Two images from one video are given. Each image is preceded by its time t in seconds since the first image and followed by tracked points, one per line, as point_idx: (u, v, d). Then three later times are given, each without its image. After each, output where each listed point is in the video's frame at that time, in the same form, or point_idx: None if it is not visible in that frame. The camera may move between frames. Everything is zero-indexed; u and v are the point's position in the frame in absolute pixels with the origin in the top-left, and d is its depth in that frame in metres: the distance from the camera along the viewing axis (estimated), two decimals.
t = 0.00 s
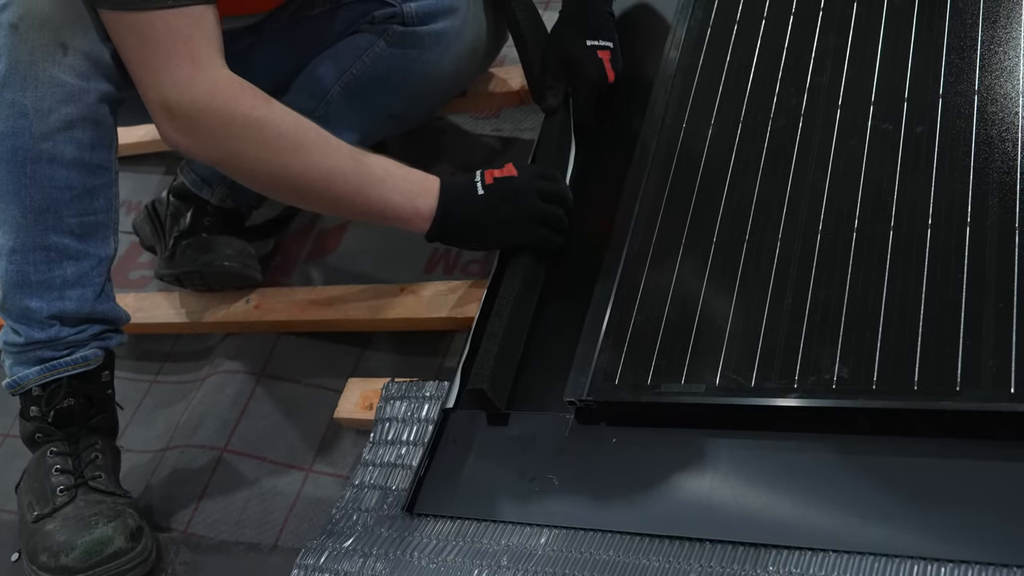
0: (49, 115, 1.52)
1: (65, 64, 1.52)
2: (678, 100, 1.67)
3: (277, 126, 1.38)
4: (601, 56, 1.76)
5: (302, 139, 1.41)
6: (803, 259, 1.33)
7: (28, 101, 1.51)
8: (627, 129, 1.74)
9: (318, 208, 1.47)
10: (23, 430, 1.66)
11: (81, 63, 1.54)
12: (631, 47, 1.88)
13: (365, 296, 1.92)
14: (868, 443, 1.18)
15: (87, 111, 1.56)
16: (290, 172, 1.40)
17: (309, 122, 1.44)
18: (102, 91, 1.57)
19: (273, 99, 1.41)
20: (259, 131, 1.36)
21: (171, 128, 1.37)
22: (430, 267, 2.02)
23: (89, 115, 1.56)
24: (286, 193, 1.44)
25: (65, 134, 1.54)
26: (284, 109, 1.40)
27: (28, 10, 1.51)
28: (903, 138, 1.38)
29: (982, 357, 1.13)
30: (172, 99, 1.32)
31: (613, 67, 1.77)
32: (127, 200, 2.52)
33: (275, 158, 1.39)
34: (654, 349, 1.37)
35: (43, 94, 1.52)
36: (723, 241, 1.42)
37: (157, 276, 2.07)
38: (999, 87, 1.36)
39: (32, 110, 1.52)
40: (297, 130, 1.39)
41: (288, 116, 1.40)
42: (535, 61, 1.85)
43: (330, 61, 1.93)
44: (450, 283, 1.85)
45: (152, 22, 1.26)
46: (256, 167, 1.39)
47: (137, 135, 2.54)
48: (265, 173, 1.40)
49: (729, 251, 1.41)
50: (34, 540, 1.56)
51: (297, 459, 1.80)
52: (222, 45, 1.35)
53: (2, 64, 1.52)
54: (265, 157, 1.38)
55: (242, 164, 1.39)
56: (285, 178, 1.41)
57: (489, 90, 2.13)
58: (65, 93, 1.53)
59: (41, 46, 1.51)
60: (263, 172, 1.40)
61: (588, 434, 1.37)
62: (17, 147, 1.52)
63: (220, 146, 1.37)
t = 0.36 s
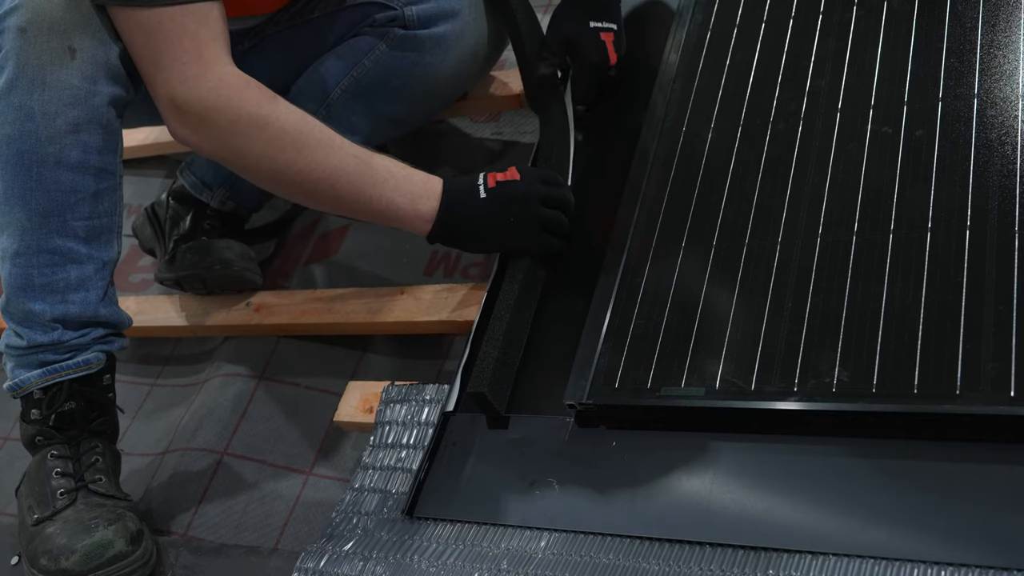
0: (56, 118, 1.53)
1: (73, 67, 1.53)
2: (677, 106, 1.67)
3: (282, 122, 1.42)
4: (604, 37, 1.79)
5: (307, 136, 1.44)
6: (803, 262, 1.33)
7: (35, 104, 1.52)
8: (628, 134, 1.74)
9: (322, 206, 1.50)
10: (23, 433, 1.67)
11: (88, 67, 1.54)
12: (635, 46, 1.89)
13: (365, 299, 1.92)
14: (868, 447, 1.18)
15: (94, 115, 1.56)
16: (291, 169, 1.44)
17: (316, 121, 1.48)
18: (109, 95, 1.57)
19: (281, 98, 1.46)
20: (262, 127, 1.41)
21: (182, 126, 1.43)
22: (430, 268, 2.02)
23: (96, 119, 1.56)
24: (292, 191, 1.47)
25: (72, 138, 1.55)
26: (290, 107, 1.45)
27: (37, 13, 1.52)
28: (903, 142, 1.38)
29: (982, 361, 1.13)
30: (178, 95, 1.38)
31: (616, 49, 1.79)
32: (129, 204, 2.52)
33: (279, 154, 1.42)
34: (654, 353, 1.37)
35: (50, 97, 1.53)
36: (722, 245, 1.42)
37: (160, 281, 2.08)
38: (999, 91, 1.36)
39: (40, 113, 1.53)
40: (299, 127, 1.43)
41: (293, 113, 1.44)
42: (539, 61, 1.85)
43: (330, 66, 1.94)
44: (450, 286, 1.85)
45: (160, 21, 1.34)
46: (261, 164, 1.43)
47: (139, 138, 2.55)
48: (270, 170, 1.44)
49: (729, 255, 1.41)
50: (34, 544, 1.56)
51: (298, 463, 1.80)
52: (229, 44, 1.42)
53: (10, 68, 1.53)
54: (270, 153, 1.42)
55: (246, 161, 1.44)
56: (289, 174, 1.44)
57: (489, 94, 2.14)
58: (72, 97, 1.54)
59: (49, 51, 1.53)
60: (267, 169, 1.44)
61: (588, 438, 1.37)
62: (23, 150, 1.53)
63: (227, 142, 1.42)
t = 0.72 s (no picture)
0: (66, 124, 1.53)
1: (85, 73, 1.54)
2: (676, 110, 1.67)
3: (287, 117, 1.44)
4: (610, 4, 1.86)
5: (312, 132, 1.46)
6: (803, 267, 1.33)
7: (45, 109, 1.52)
8: (628, 138, 1.74)
9: (324, 200, 1.53)
10: (23, 437, 1.67)
11: (100, 72, 1.55)
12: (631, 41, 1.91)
13: (365, 303, 1.92)
14: (869, 452, 1.18)
15: (104, 120, 1.56)
16: (293, 161, 1.46)
17: (322, 116, 1.50)
18: (120, 100, 1.59)
19: (288, 93, 1.48)
20: (266, 120, 1.44)
21: (189, 118, 1.47)
22: (430, 273, 2.03)
23: (106, 125, 1.57)
24: (296, 185, 1.50)
25: (82, 143, 1.55)
26: (297, 102, 1.47)
27: (49, 19, 1.53)
28: (903, 146, 1.38)
29: (982, 365, 1.13)
30: (185, 85, 1.42)
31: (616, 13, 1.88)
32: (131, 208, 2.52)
33: (283, 148, 1.45)
34: (654, 357, 1.37)
35: (60, 103, 1.53)
36: (722, 249, 1.42)
37: (161, 285, 2.08)
38: (998, 95, 1.36)
39: (50, 118, 1.53)
40: (303, 121, 1.46)
41: (299, 109, 1.46)
42: (540, 62, 1.84)
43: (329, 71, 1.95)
44: (450, 291, 1.85)
45: (167, 13, 1.37)
46: (266, 158, 1.46)
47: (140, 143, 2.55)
48: (274, 164, 1.47)
49: (729, 259, 1.41)
50: (34, 548, 1.56)
51: (298, 468, 1.79)
52: (237, 37, 1.44)
53: (21, 74, 1.53)
54: (274, 147, 1.45)
55: (250, 153, 1.47)
56: (293, 168, 1.47)
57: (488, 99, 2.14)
58: (83, 102, 1.54)
59: (61, 57, 1.53)
60: (270, 161, 1.47)
61: (588, 443, 1.37)
62: (33, 155, 1.53)
63: (232, 135, 1.45)
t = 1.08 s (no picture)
0: (69, 135, 1.54)
1: (89, 85, 1.56)
2: (676, 120, 1.68)
3: (287, 120, 1.46)
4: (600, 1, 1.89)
5: (311, 135, 1.47)
6: (802, 278, 1.34)
7: (48, 120, 1.53)
8: (628, 148, 1.75)
9: (323, 205, 1.53)
10: (23, 447, 1.67)
11: (103, 84, 1.57)
12: (628, 42, 1.92)
13: (365, 313, 1.92)
14: (869, 462, 1.18)
15: (107, 132, 1.57)
16: (292, 164, 1.47)
17: (320, 121, 1.51)
18: (123, 113, 1.60)
19: (288, 97, 1.50)
20: (266, 122, 1.44)
21: (188, 120, 1.47)
22: (430, 283, 2.03)
23: (108, 136, 1.58)
24: (293, 188, 1.50)
25: (85, 154, 1.55)
26: (296, 106, 1.48)
27: (53, 31, 1.54)
28: (901, 157, 1.39)
29: (981, 376, 1.13)
30: (185, 86, 1.42)
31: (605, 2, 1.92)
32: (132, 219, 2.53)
33: (282, 150, 1.46)
34: (654, 368, 1.37)
35: (63, 114, 1.54)
36: (722, 260, 1.42)
37: (161, 295, 2.08)
38: (997, 106, 1.36)
39: (53, 129, 1.53)
40: (303, 124, 1.47)
41: (298, 112, 1.48)
42: (541, 70, 1.84)
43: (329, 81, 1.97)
44: (450, 301, 1.85)
45: (170, 13, 1.39)
46: (264, 160, 1.47)
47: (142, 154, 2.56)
48: (272, 166, 1.47)
49: (728, 270, 1.41)
50: (33, 557, 1.56)
51: (297, 478, 1.79)
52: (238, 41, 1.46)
53: (24, 86, 1.54)
54: (272, 150, 1.46)
55: (250, 155, 1.47)
56: (291, 171, 1.47)
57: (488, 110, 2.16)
58: (85, 114, 1.55)
59: (64, 69, 1.54)
60: (269, 164, 1.47)
61: (588, 453, 1.36)
62: (36, 166, 1.53)
63: (231, 137, 1.45)
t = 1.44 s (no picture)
0: (77, 152, 1.55)
1: (97, 103, 1.56)
2: (675, 136, 1.68)
3: (290, 133, 1.50)
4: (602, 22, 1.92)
5: (314, 147, 1.51)
6: (802, 295, 1.34)
7: (57, 137, 1.54)
8: (628, 164, 1.75)
9: (327, 217, 1.56)
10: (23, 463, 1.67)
11: (112, 101, 1.57)
12: (630, 57, 1.93)
13: (365, 330, 1.93)
14: (869, 480, 1.17)
15: (115, 150, 1.58)
16: (296, 176, 1.51)
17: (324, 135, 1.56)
18: (130, 130, 1.60)
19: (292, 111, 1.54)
20: (269, 135, 1.49)
21: (193, 134, 1.52)
22: (430, 298, 2.04)
23: (116, 153, 1.58)
24: (296, 201, 1.54)
25: (92, 172, 1.56)
26: (300, 119, 1.53)
27: (63, 49, 1.56)
28: (899, 174, 1.39)
29: (980, 393, 1.13)
30: (191, 100, 1.47)
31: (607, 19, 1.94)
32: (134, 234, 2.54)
33: (285, 163, 1.50)
34: (653, 385, 1.37)
35: (72, 131, 1.55)
36: (721, 276, 1.43)
37: (162, 311, 2.09)
38: (995, 123, 1.37)
39: (60, 146, 1.55)
40: (306, 137, 1.51)
41: (302, 125, 1.52)
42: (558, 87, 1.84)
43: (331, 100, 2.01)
44: (450, 317, 1.86)
45: (177, 29, 1.45)
46: (267, 172, 1.51)
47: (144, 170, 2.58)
48: (275, 178, 1.51)
49: (727, 286, 1.41)
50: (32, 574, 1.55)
51: (298, 494, 1.79)
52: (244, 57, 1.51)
53: (34, 102, 1.56)
54: (275, 162, 1.50)
55: (254, 168, 1.51)
56: (294, 183, 1.51)
57: (488, 126, 2.17)
58: (93, 131, 1.56)
59: (74, 86, 1.56)
60: (273, 176, 1.51)
61: (588, 470, 1.36)
62: (43, 183, 1.54)
63: (235, 149, 1.50)
